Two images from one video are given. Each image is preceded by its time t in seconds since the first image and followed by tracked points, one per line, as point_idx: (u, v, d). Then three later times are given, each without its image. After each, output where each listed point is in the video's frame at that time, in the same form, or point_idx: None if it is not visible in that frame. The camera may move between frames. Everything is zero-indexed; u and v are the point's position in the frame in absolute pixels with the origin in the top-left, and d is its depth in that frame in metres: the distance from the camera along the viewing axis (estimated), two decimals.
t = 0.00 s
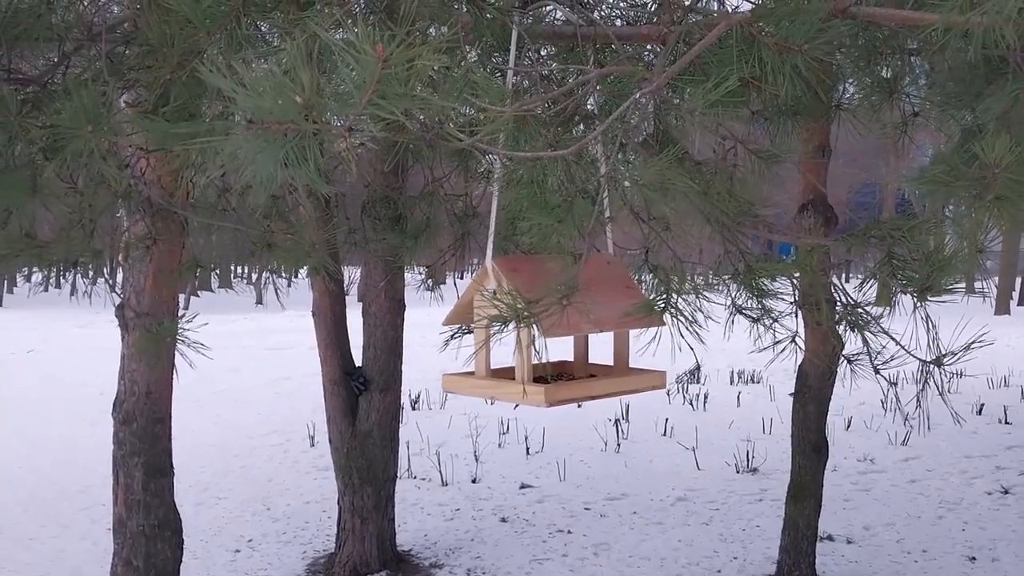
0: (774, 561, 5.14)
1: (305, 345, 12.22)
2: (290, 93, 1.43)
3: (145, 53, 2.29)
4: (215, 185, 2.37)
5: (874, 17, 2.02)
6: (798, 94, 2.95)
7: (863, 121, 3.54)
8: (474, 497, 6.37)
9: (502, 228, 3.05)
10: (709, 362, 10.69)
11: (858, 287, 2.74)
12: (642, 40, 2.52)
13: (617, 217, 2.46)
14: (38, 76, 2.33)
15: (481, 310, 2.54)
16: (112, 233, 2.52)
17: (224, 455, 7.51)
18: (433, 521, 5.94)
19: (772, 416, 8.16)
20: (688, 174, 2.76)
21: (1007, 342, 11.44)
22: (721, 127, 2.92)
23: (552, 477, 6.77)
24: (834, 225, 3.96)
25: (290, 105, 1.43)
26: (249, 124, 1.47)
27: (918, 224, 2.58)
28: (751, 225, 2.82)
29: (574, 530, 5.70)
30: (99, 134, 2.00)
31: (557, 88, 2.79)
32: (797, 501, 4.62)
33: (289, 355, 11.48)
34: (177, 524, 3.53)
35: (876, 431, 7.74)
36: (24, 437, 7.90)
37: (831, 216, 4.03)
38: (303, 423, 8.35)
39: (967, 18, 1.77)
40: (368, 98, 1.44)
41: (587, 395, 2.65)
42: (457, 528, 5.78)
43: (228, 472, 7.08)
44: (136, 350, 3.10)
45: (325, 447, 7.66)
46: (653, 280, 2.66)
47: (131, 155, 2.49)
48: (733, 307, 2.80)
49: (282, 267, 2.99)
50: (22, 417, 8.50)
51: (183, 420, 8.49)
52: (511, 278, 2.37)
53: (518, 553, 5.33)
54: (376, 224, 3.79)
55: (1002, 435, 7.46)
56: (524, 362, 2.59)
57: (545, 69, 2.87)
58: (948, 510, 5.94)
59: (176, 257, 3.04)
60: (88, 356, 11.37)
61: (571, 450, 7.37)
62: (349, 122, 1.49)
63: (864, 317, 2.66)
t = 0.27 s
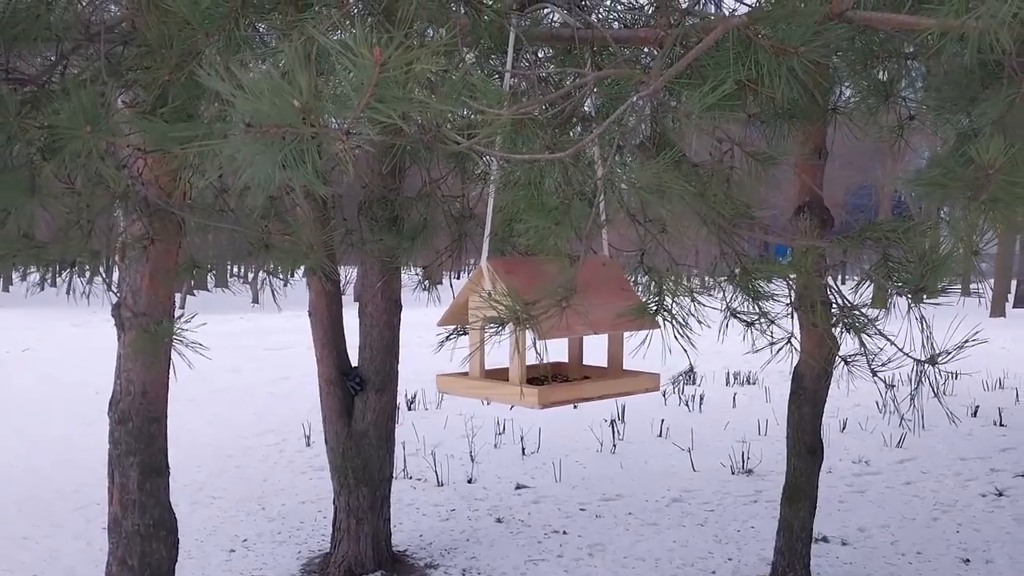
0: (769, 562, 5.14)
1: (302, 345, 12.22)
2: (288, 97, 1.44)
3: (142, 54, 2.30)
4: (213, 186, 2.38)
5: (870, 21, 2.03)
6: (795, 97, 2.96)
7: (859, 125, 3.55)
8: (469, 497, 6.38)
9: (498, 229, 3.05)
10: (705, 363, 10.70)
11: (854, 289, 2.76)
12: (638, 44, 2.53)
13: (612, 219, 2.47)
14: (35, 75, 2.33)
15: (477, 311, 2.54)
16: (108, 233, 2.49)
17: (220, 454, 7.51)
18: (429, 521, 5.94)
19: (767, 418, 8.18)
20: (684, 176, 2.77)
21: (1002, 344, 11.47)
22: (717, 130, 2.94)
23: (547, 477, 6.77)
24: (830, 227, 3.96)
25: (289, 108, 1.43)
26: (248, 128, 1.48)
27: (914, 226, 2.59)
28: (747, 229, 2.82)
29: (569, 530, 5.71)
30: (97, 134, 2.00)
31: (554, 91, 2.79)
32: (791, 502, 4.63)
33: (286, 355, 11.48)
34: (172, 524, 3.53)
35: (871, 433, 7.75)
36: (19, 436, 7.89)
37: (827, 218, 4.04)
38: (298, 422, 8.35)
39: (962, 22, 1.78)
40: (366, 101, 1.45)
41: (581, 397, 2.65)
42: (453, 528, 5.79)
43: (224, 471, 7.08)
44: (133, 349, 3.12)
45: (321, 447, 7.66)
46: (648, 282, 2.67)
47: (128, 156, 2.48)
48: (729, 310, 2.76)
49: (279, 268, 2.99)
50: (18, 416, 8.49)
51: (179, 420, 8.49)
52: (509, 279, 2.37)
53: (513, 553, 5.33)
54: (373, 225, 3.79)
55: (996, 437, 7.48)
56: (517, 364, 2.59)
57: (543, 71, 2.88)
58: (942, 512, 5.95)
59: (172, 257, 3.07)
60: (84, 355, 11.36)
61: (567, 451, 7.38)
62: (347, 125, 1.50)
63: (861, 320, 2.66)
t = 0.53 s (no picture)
0: (761, 563, 5.16)
1: (296, 343, 12.22)
2: (284, 102, 1.44)
3: (138, 52, 2.30)
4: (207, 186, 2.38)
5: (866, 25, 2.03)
6: (789, 99, 2.96)
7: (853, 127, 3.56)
8: (463, 496, 6.38)
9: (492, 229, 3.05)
10: (699, 363, 10.72)
11: (849, 288, 2.78)
12: (633, 46, 2.53)
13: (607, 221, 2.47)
14: (28, 74, 2.33)
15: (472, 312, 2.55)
16: (102, 232, 2.50)
17: (213, 453, 7.50)
18: (422, 520, 5.94)
19: (760, 418, 8.20)
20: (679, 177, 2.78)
21: (995, 345, 11.52)
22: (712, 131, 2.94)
23: (542, 477, 6.78)
24: (825, 229, 3.96)
25: (284, 112, 1.43)
26: (243, 131, 1.48)
27: (908, 228, 2.60)
28: (741, 230, 2.83)
29: (563, 530, 5.71)
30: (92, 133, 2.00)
31: (549, 91, 2.80)
32: (784, 503, 4.64)
33: (280, 353, 11.47)
34: (166, 522, 3.53)
35: (864, 433, 7.77)
36: (12, 434, 7.87)
37: (822, 220, 4.03)
38: (292, 421, 8.34)
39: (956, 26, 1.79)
40: (361, 106, 1.45)
41: (576, 397, 2.65)
42: (446, 528, 5.79)
43: (218, 470, 7.07)
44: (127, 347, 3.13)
45: (315, 446, 7.65)
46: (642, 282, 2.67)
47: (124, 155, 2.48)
48: (724, 309, 2.80)
49: (273, 266, 2.98)
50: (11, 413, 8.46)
51: (172, 418, 8.47)
52: (504, 281, 2.37)
53: (507, 553, 5.34)
54: (368, 223, 3.79)
55: (989, 439, 7.51)
56: (512, 364, 2.59)
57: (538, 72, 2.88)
58: (935, 513, 5.97)
59: (166, 255, 3.07)
60: (78, 353, 11.33)
61: (561, 451, 7.39)
62: (343, 128, 1.50)
63: (854, 318, 2.70)
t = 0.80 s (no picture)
0: (756, 564, 5.17)
1: (292, 343, 12.21)
2: (283, 108, 1.45)
3: (136, 54, 2.30)
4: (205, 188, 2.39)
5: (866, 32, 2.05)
6: (785, 105, 2.98)
7: (849, 133, 3.57)
8: (458, 497, 6.38)
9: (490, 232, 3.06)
10: (695, 365, 10.74)
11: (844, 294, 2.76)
12: (631, 50, 2.54)
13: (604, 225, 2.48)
14: (27, 74, 2.34)
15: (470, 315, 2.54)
16: (100, 233, 2.50)
17: (208, 452, 7.50)
18: (417, 520, 5.94)
19: (756, 420, 8.21)
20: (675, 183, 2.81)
21: (991, 348, 11.55)
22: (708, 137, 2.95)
23: (537, 478, 6.78)
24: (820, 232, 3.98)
25: (282, 118, 1.44)
26: (243, 136, 1.48)
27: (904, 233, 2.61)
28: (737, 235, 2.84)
29: (558, 531, 5.72)
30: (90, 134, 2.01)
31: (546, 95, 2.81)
32: (779, 505, 4.65)
33: (277, 353, 11.47)
34: (160, 522, 3.53)
35: (859, 436, 7.79)
36: (7, 433, 7.86)
37: (817, 222, 4.05)
38: (288, 421, 8.34)
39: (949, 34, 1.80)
40: (359, 111, 1.46)
41: (574, 400, 2.66)
42: (441, 529, 5.79)
43: (213, 469, 7.06)
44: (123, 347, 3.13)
45: (310, 446, 7.65)
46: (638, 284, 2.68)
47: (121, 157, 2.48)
48: (719, 312, 2.84)
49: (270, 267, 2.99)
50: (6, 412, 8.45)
51: (168, 417, 8.47)
52: (501, 286, 2.37)
53: (502, 553, 5.34)
54: (365, 225, 3.79)
55: (983, 442, 7.53)
56: (511, 366, 2.59)
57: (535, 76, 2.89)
58: (929, 515, 5.99)
59: (162, 255, 3.09)
60: (74, 352, 11.32)
61: (557, 452, 7.40)
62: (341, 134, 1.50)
63: (848, 323, 2.68)
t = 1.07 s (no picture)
0: (754, 569, 5.16)
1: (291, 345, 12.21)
2: (285, 122, 1.45)
3: (138, 57, 2.31)
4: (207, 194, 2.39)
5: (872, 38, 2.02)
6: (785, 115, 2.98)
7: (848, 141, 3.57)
8: (456, 500, 6.38)
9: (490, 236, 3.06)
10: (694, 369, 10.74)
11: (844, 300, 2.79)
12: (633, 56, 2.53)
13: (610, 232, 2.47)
14: (27, 77, 2.36)
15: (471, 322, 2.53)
16: (100, 235, 2.50)
17: (206, 454, 7.50)
18: (415, 523, 5.94)
19: (754, 424, 8.21)
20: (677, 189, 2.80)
21: (990, 354, 11.56)
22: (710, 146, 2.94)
23: (535, 482, 6.77)
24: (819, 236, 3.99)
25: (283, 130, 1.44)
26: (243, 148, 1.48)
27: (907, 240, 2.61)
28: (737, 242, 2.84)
29: (556, 535, 5.72)
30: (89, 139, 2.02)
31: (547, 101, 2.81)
32: (777, 509, 4.65)
33: (276, 355, 11.46)
34: (159, 524, 3.53)
35: (857, 441, 7.79)
36: (5, 433, 7.86)
37: (816, 227, 4.05)
38: (287, 423, 8.34)
39: (945, 41, 1.81)
40: (360, 125, 1.46)
41: (574, 406, 2.64)
42: (439, 532, 5.79)
43: (211, 471, 7.06)
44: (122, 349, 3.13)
45: (309, 448, 7.65)
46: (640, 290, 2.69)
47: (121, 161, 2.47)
48: (719, 320, 2.78)
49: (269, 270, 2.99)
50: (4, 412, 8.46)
51: (166, 419, 8.47)
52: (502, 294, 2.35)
53: (500, 557, 5.34)
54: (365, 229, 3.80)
55: (982, 447, 7.53)
56: (512, 371, 2.58)
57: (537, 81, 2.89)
58: (927, 520, 5.99)
59: (162, 258, 3.09)
60: (73, 352, 11.32)
61: (555, 455, 7.40)
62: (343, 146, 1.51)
63: (847, 329, 2.71)
